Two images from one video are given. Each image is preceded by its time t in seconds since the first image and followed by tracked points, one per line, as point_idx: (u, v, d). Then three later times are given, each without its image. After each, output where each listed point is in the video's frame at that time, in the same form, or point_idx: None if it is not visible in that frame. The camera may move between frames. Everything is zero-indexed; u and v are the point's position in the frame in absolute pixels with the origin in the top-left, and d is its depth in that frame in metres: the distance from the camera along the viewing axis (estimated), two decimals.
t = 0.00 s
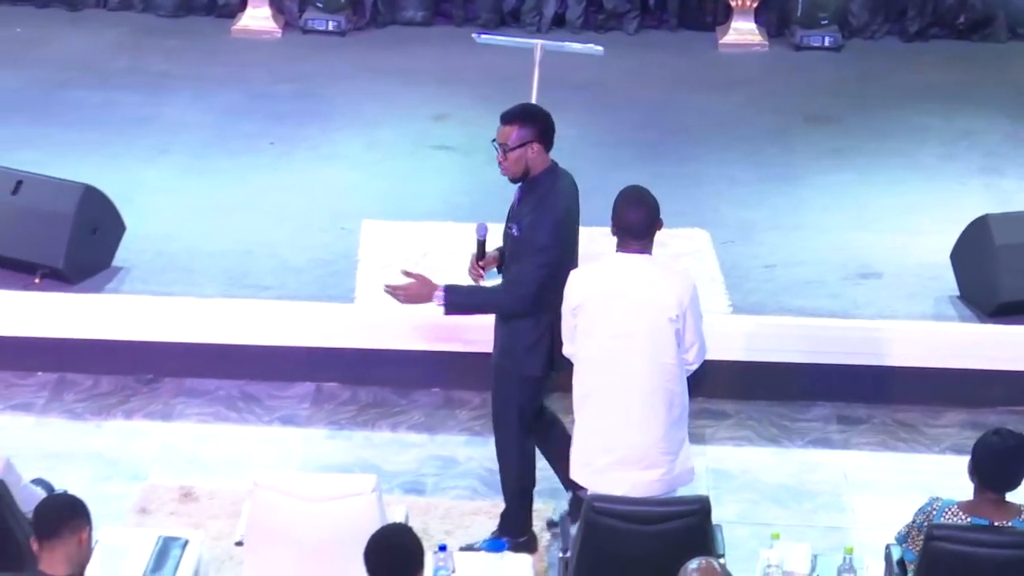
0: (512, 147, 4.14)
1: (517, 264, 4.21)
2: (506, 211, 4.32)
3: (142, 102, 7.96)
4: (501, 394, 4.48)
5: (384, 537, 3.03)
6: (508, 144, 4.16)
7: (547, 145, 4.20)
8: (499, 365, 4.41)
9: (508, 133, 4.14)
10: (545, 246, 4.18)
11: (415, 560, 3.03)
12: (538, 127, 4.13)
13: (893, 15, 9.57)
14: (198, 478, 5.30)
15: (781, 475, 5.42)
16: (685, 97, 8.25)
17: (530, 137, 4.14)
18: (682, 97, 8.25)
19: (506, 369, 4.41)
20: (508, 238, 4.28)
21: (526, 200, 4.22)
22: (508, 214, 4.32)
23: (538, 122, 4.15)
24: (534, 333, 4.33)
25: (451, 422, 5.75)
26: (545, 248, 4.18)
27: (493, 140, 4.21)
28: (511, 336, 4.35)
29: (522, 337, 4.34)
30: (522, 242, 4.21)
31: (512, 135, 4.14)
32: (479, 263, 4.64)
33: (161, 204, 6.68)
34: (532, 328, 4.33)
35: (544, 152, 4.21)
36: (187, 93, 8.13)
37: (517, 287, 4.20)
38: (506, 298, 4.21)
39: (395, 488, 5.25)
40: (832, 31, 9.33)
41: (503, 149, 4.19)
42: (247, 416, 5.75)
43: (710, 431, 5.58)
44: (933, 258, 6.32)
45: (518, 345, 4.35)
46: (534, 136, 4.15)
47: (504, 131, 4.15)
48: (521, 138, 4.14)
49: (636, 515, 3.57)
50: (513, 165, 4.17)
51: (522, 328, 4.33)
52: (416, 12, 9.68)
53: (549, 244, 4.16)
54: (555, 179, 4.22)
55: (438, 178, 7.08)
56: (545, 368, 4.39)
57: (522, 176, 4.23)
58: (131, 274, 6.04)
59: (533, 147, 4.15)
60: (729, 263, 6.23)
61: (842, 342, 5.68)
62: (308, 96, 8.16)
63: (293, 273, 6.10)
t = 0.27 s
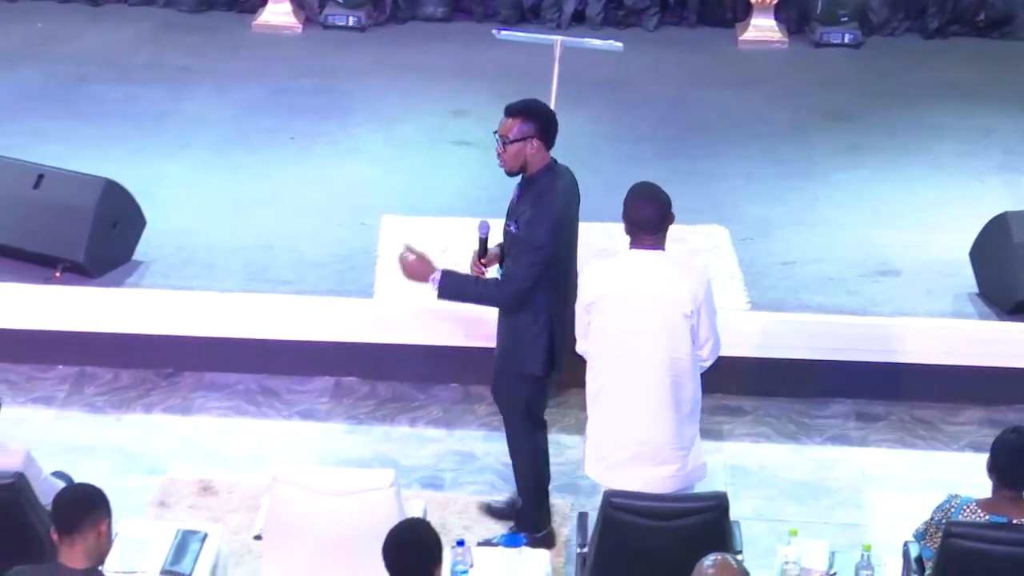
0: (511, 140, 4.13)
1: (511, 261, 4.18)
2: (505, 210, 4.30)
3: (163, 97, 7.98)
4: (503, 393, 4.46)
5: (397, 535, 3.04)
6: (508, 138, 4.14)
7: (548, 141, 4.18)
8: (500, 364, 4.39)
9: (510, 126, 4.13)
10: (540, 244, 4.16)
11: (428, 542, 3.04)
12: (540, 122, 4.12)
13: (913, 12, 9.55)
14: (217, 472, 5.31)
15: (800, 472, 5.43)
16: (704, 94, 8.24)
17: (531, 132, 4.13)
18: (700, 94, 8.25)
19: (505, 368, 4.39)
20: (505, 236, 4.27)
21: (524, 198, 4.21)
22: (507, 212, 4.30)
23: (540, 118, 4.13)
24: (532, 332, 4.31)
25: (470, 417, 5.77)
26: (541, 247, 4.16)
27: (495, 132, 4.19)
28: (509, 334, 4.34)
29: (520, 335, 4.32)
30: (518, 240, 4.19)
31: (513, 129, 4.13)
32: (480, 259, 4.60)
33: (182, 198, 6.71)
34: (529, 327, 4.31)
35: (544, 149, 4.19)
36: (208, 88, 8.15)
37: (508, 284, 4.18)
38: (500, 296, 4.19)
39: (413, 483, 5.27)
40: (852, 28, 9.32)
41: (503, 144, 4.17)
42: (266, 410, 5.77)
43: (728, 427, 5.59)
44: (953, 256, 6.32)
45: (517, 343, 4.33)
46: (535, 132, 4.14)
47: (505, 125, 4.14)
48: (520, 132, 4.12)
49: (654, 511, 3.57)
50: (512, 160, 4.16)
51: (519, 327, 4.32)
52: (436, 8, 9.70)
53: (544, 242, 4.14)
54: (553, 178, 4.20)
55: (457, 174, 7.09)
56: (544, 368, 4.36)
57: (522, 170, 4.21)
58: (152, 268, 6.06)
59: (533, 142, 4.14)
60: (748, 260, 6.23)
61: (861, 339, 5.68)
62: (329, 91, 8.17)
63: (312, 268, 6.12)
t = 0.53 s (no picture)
0: (503, 136, 4.10)
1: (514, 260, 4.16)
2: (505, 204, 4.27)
3: (182, 93, 7.99)
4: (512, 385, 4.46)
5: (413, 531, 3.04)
6: (500, 134, 4.11)
7: (542, 136, 4.15)
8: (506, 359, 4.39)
9: (502, 122, 4.10)
10: (541, 243, 4.13)
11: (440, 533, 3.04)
12: (532, 119, 4.09)
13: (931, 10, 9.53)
14: (234, 468, 5.32)
15: (817, 470, 5.42)
16: (722, 91, 8.23)
17: (523, 128, 4.10)
18: (718, 91, 8.24)
19: (512, 362, 4.38)
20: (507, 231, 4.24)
21: (522, 195, 4.17)
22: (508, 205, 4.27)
23: (533, 115, 4.10)
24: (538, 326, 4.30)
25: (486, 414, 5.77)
26: (542, 245, 4.13)
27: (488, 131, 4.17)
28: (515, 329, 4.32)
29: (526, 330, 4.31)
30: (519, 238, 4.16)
31: (506, 126, 4.10)
32: (480, 259, 4.49)
33: (199, 194, 6.71)
34: (535, 321, 4.29)
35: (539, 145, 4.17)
36: (225, 84, 8.16)
37: (512, 283, 4.16)
38: (505, 294, 4.18)
39: (429, 479, 5.27)
40: (870, 26, 9.30)
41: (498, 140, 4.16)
42: (283, 406, 5.78)
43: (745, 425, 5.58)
44: (970, 254, 6.30)
45: (523, 338, 4.32)
46: (528, 128, 4.11)
47: (498, 121, 4.12)
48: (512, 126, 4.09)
49: (671, 509, 3.56)
50: (506, 157, 4.14)
51: (525, 321, 4.30)
52: (454, 5, 9.70)
53: (545, 242, 4.10)
54: (551, 174, 4.16)
55: (475, 171, 7.09)
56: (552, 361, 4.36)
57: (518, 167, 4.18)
58: (169, 263, 6.07)
59: (526, 138, 4.11)
60: (765, 258, 6.22)
61: (879, 338, 5.67)
62: (347, 88, 8.17)
63: (330, 264, 6.12)
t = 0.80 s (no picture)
0: (500, 130, 4.15)
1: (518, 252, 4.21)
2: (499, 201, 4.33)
3: (197, 90, 8.00)
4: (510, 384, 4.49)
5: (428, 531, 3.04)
6: (496, 128, 4.16)
7: (535, 130, 4.20)
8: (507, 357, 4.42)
9: (497, 116, 4.15)
10: (545, 232, 4.19)
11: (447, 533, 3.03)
12: (527, 110, 4.14)
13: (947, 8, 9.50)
14: (249, 465, 5.33)
15: (831, 469, 5.41)
16: (737, 89, 8.23)
17: (519, 120, 4.15)
18: (733, 89, 8.23)
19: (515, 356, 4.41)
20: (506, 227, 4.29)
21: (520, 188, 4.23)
22: (501, 202, 4.33)
23: (528, 107, 4.15)
24: (540, 319, 4.34)
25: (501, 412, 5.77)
26: (547, 235, 4.19)
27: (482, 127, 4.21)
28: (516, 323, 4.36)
29: (527, 323, 4.34)
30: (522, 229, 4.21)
31: (501, 118, 4.15)
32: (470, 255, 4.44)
33: (214, 192, 6.72)
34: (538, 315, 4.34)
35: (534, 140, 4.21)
36: (241, 81, 8.16)
37: (519, 274, 4.21)
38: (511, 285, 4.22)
39: (444, 477, 5.27)
40: (886, 24, 9.29)
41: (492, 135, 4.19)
42: (298, 404, 5.78)
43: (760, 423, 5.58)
44: (986, 253, 6.29)
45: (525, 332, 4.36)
46: (524, 120, 4.16)
47: (493, 115, 4.16)
48: (509, 120, 4.14)
49: (685, 507, 3.56)
50: (501, 150, 4.17)
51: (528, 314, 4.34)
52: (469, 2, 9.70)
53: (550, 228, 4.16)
54: (546, 168, 4.23)
55: (490, 168, 7.09)
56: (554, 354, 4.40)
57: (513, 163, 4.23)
58: (185, 260, 6.08)
59: (522, 130, 4.15)
60: (780, 256, 6.21)
61: (895, 336, 5.66)
62: (362, 85, 8.18)
63: (345, 261, 6.12)
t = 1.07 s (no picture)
0: (491, 114, 4.17)
1: (512, 229, 4.23)
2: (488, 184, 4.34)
3: (214, 85, 8.01)
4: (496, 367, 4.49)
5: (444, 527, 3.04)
6: (488, 113, 4.18)
7: (526, 115, 4.23)
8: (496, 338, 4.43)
9: (489, 101, 4.17)
10: (540, 210, 4.21)
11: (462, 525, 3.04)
12: (517, 95, 4.17)
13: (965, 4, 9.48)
14: (265, 460, 5.33)
15: (848, 466, 5.41)
16: (754, 85, 8.22)
17: (509, 105, 4.18)
18: (750, 85, 8.23)
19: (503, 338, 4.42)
20: (495, 209, 4.30)
21: (511, 171, 4.25)
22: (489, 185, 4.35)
23: (517, 91, 4.19)
24: (530, 300, 4.36)
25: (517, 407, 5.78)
26: (541, 213, 4.22)
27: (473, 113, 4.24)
28: (505, 305, 4.38)
29: (518, 305, 4.36)
30: (514, 208, 4.23)
31: (492, 104, 4.18)
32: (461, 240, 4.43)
33: (231, 186, 6.73)
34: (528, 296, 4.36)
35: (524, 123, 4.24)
36: (258, 76, 8.17)
37: (513, 251, 4.22)
38: (505, 262, 4.23)
39: (460, 472, 5.28)
40: (903, 20, 9.27)
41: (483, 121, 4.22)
42: (314, 399, 5.79)
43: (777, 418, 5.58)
44: (1002, 249, 6.28)
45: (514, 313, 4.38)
46: (514, 104, 4.19)
47: (484, 102, 4.19)
48: (500, 104, 4.17)
49: (703, 503, 3.56)
50: (493, 135, 4.20)
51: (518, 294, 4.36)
52: None
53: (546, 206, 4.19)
54: (537, 150, 4.25)
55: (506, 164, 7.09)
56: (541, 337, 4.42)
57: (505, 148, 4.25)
58: (202, 255, 6.09)
59: (513, 115, 4.18)
60: (797, 252, 6.21)
61: (912, 332, 5.65)
62: (379, 80, 8.18)
63: (361, 256, 6.13)
